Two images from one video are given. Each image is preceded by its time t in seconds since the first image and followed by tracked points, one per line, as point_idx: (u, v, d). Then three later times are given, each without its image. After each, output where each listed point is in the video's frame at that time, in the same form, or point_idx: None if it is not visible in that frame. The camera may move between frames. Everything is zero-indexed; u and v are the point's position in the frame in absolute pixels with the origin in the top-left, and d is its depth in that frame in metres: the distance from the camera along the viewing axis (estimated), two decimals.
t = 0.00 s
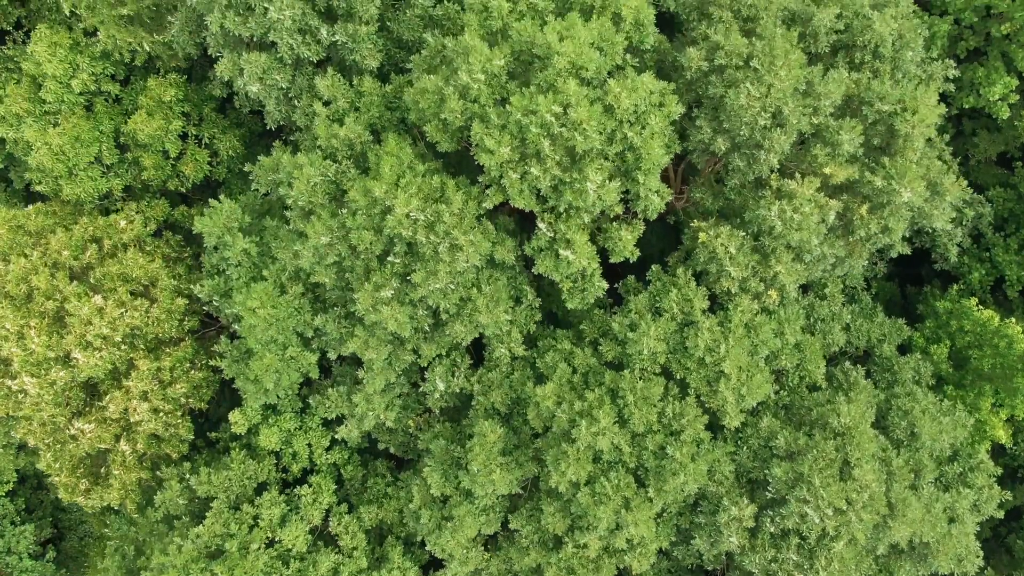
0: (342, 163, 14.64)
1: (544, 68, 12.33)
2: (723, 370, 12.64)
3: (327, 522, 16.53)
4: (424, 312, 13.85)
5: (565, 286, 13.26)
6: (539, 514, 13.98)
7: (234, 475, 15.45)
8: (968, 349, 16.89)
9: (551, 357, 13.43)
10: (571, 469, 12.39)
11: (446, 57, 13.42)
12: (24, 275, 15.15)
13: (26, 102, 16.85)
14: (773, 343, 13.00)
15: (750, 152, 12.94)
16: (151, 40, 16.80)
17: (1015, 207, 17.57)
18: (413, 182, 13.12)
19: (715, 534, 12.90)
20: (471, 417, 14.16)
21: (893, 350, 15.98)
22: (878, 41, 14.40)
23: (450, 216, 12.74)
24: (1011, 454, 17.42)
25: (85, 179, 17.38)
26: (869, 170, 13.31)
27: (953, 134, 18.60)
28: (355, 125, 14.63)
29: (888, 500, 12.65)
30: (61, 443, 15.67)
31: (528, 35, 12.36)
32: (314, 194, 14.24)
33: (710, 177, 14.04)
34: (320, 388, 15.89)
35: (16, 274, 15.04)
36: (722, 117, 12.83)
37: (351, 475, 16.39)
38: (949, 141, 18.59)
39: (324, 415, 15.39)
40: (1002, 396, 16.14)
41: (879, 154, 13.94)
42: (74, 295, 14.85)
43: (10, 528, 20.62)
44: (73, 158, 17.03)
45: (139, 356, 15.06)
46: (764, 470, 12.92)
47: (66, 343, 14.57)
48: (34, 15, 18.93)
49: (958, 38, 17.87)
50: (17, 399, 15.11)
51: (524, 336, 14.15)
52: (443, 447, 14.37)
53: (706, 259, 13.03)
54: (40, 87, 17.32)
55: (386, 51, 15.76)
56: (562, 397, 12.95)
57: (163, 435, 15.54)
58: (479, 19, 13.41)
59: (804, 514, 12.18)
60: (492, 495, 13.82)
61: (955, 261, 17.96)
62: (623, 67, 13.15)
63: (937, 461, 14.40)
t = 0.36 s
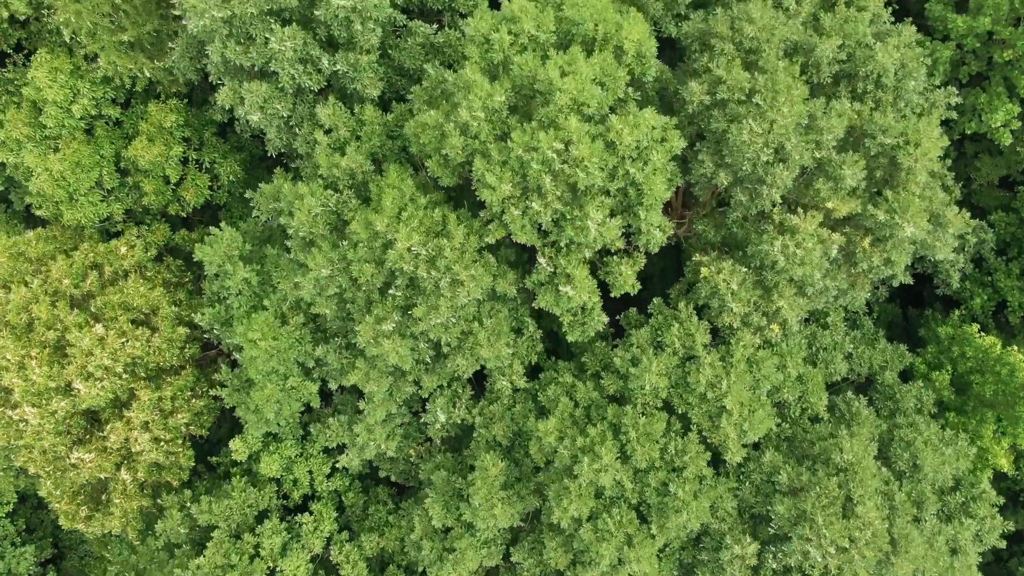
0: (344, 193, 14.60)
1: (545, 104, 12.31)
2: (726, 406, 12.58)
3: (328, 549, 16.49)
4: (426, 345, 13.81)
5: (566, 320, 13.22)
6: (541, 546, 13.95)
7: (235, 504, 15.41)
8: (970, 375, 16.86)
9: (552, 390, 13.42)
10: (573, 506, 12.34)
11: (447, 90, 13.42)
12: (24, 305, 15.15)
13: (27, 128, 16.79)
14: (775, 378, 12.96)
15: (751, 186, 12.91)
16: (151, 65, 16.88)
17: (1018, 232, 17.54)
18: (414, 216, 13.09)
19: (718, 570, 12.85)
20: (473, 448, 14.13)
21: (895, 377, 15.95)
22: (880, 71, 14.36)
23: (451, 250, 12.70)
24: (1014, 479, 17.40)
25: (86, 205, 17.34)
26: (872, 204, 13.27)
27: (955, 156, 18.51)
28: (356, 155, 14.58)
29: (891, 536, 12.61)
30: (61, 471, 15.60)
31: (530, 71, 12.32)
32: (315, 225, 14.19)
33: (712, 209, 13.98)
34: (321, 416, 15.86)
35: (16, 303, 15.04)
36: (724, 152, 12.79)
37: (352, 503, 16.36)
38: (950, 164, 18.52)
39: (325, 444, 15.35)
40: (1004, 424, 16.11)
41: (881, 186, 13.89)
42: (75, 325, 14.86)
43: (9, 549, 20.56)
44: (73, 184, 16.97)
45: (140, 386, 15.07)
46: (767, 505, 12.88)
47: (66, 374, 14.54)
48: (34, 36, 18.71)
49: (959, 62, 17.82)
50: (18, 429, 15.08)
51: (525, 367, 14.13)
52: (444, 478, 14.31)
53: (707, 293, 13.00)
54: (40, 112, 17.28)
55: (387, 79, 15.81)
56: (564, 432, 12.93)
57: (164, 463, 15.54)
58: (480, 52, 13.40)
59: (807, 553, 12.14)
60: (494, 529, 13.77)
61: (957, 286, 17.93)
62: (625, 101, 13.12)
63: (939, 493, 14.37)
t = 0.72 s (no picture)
0: (345, 228, 14.57)
1: (548, 146, 12.28)
2: (728, 448, 12.54)
3: None
4: (428, 382, 13.77)
5: (567, 360, 13.19)
6: None
7: (235, 537, 15.37)
8: (973, 406, 16.83)
9: (555, 430, 13.40)
10: (575, 549, 12.29)
11: (449, 128, 13.39)
12: (25, 339, 15.17)
13: (27, 157, 16.73)
14: (778, 419, 12.94)
15: (753, 228, 12.89)
16: (152, 95, 16.88)
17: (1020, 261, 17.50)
18: (416, 256, 13.06)
19: None
20: (474, 486, 14.10)
21: (897, 410, 15.94)
22: (883, 107, 14.33)
23: (453, 291, 12.65)
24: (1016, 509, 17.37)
25: (86, 234, 17.29)
26: (875, 243, 13.24)
27: (958, 185, 18.46)
28: (357, 190, 14.54)
29: None
30: (62, 504, 15.54)
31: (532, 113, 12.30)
32: (316, 261, 14.15)
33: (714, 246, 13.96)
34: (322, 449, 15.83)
35: (17, 338, 15.06)
36: (726, 193, 12.76)
37: (354, 534, 16.33)
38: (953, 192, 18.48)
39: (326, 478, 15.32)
40: (1007, 456, 16.08)
41: (884, 224, 13.86)
42: (76, 360, 14.86)
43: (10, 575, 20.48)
44: (74, 214, 16.93)
45: (141, 422, 15.08)
46: (769, 546, 12.86)
47: (68, 410, 14.51)
48: (35, 61, 18.58)
49: (962, 91, 17.77)
50: (18, 463, 15.04)
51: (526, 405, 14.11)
52: (446, 515, 14.26)
53: (710, 334, 12.98)
54: (40, 141, 17.25)
55: (388, 111, 15.80)
56: (566, 473, 12.91)
57: (165, 497, 15.52)
58: (482, 90, 13.35)
59: None
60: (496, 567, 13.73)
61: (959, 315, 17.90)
62: (627, 141, 13.10)
63: (942, 529, 14.33)
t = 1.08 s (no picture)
0: (347, 259, 14.55)
1: (549, 183, 12.28)
2: (729, 485, 12.51)
3: None
4: (429, 416, 13.76)
5: (570, 395, 13.14)
6: None
7: (236, 565, 15.26)
8: (974, 432, 16.83)
9: (556, 464, 13.40)
10: None
11: (450, 162, 13.38)
12: (26, 369, 15.21)
13: (27, 184, 16.73)
14: (780, 454, 12.93)
15: (755, 263, 12.89)
16: (152, 122, 16.86)
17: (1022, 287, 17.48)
18: (418, 291, 13.05)
19: None
20: (476, 518, 14.09)
21: (899, 439, 15.95)
22: (885, 138, 14.33)
23: (454, 327, 12.63)
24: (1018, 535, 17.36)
25: (86, 260, 17.18)
26: (877, 278, 13.22)
27: (960, 209, 18.45)
28: (359, 221, 14.51)
29: None
30: (63, 533, 15.49)
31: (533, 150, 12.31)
32: (318, 293, 14.13)
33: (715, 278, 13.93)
34: (323, 478, 15.81)
35: (18, 368, 15.11)
36: (728, 229, 12.76)
37: (355, 561, 16.31)
38: (954, 216, 18.47)
39: (327, 507, 15.30)
40: (1009, 484, 16.06)
41: (886, 257, 13.85)
42: (77, 391, 14.90)
43: None
44: (74, 240, 16.88)
45: (143, 452, 15.12)
46: None
47: (69, 441, 14.50)
48: (35, 84, 18.54)
49: (964, 116, 17.77)
50: (19, 492, 14.98)
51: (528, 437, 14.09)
52: (447, 547, 14.23)
53: (711, 370, 13.01)
54: (41, 167, 17.25)
55: (389, 140, 15.80)
56: (568, 509, 12.88)
57: (167, 527, 15.50)
58: (483, 124, 13.35)
59: None
60: None
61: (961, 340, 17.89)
62: (628, 176, 13.11)
63: (945, 561, 14.31)
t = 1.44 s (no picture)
0: (348, 289, 14.52)
1: (550, 220, 12.29)
2: (730, 522, 12.48)
3: None
4: (430, 449, 13.74)
5: (573, 430, 13.05)
6: None
7: None
8: (976, 459, 16.81)
9: (558, 498, 13.39)
10: None
11: (451, 196, 13.40)
12: (27, 399, 15.23)
13: (27, 210, 16.71)
14: (781, 489, 12.92)
15: (756, 299, 12.89)
16: (153, 149, 16.84)
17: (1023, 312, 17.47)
18: (419, 325, 13.02)
19: None
20: (477, 550, 14.08)
21: (900, 467, 15.97)
22: (887, 170, 14.32)
23: (456, 363, 12.61)
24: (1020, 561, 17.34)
25: (87, 287, 17.21)
26: (878, 312, 13.22)
27: (961, 233, 18.45)
28: (360, 251, 14.48)
29: None
30: (64, 561, 15.38)
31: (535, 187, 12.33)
32: (319, 324, 14.10)
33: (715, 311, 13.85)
34: (324, 507, 15.81)
35: (19, 398, 15.12)
36: (729, 265, 12.75)
37: None
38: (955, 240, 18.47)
39: (327, 536, 15.29)
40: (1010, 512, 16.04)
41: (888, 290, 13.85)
42: (78, 421, 14.92)
43: None
44: (74, 267, 16.88)
45: (143, 483, 15.12)
46: None
47: (70, 472, 14.49)
48: (35, 107, 18.50)
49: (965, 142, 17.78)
50: (20, 521, 14.91)
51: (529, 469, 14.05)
52: None
53: (711, 405, 13.04)
54: (42, 193, 17.24)
55: (390, 169, 15.81)
56: (570, 545, 12.86)
57: (167, 557, 15.48)
58: (484, 158, 13.36)
59: None
60: None
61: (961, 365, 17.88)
62: (630, 210, 13.11)
63: None
